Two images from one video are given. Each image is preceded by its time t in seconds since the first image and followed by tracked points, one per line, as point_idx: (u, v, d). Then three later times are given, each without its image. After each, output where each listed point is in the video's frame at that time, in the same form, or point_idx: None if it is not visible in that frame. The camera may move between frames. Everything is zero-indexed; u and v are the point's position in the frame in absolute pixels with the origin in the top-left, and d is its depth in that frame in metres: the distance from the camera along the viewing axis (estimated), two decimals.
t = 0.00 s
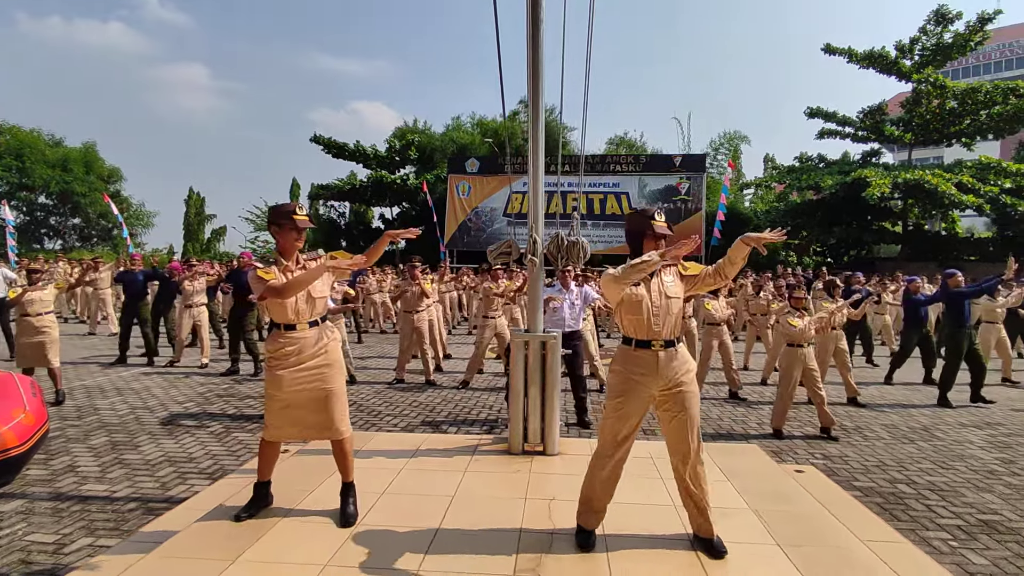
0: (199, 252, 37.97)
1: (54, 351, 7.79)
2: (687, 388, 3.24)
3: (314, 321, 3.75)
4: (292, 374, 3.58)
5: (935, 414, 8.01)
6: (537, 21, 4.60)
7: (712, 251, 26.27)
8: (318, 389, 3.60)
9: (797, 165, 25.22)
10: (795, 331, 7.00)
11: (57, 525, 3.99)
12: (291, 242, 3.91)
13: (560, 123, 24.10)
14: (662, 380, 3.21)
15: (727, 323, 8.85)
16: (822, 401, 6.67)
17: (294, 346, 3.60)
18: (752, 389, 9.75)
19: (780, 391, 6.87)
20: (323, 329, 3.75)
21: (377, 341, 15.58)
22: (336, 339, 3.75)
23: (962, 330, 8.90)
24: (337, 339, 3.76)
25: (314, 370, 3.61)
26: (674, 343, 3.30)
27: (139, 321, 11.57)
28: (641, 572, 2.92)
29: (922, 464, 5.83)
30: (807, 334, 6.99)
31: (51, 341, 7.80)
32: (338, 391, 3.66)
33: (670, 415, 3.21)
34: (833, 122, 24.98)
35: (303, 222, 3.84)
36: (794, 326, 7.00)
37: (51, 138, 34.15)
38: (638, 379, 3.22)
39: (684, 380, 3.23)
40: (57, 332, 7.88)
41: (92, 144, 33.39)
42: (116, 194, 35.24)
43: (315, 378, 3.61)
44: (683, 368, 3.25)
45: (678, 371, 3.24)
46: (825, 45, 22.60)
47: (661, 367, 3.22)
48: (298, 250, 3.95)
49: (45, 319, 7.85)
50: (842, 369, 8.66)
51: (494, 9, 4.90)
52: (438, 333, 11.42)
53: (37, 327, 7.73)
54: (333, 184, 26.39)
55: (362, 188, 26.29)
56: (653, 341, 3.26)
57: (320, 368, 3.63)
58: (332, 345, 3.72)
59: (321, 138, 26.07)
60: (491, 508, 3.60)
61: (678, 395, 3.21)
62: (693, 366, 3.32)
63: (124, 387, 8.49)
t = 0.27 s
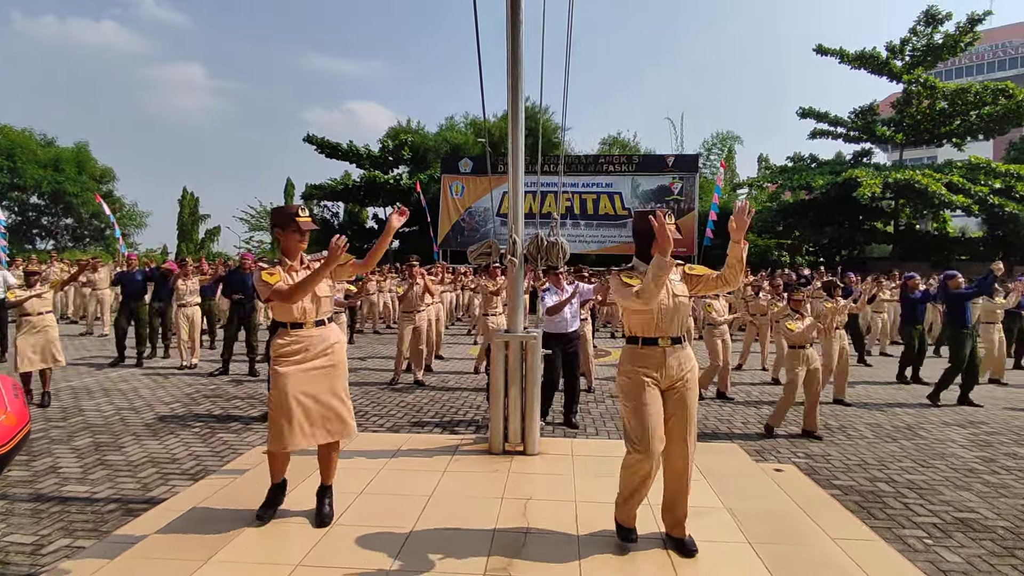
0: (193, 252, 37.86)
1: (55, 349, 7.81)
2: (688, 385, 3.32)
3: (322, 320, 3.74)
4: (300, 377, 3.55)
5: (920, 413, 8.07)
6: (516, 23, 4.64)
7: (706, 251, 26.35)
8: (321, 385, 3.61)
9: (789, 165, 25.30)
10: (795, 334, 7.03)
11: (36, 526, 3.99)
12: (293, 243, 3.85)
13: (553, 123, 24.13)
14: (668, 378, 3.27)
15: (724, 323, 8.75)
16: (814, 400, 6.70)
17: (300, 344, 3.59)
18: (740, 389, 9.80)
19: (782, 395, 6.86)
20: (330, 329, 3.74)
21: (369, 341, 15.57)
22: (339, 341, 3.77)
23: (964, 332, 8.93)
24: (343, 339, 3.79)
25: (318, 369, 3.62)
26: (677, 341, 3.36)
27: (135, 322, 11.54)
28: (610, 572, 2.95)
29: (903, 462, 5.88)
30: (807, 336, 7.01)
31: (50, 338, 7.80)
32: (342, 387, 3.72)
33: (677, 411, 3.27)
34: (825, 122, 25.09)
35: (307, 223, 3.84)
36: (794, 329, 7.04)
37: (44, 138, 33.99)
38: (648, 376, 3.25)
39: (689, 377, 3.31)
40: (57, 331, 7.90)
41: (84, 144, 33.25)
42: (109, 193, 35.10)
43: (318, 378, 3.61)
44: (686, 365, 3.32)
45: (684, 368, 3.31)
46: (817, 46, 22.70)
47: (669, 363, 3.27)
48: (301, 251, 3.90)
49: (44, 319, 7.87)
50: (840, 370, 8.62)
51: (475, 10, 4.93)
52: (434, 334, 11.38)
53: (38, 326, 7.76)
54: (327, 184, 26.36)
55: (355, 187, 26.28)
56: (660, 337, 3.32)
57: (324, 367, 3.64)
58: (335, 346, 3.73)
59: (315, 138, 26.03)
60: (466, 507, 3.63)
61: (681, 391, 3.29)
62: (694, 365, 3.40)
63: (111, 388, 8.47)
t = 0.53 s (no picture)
0: (188, 253, 37.75)
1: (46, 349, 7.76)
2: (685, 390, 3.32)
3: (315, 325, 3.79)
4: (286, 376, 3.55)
5: (909, 412, 8.12)
6: (504, 23, 4.65)
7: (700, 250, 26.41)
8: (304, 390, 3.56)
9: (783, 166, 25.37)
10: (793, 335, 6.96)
11: (21, 528, 3.98)
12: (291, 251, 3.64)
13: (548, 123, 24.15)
14: (664, 380, 3.27)
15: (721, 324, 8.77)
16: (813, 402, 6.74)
17: (289, 348, 3.61)
18: (732, 388, 9.84)
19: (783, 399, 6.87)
20: (321, 334, 3.80)
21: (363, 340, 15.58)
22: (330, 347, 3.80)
23: (963, 330, 9.10)
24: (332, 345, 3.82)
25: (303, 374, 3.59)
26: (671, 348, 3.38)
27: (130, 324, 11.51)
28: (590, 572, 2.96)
29: (890, 461, 5.91)
30: (804, 337, 6.97)
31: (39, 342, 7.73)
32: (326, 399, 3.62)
33: (674, 413, 3.23)
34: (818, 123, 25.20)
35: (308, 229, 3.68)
36: (792, 330, 6.95)
37: (36, 138, 33.82)
38: (642, 376, 3.25)
39: (683, 383, 3.32)
40: (48, 330, 7.86)
41: (77, 143, 33.10)
42: (102, 193, 34.96)
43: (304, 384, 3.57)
44: (681, 370, 3.33)
45: (679, 374, 3.32)
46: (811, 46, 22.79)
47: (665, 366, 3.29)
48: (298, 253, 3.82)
49: (35, 319, 7.82)
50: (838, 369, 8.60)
51: (461, 9, 4.94)
52: (432, 333, 11.38)
53: (29, 326, 7.71)
54: (321, 184, 26.33)
55: (350, 187, 26.28)
56: (658, 342, 3.35)
57: (309, 373, 3.61)
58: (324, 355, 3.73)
59: (309, 138, 25.98)
60: (452, 507, 3.64)
61: (678, 394, 3.28)
62: (688, 372, 3.41)
63: (102, 389, 8.44)
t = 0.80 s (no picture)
0: (182, 253, 37.63)
1: (37, 353, 7.64)
2: (687, 387, 3.30)
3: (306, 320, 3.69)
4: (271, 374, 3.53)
5: (896, 411, 8.16)
6: (486, 24, 4.65)
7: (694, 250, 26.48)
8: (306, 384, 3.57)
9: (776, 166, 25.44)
10: (797, 330, 7.05)
11: None
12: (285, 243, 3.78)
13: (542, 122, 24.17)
14: (663, 380, 3.26)
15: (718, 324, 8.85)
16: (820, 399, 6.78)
17: (280, 344, 3.55)
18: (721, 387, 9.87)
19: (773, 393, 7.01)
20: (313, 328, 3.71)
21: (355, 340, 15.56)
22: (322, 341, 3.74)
23: (958, 330, 8.99)
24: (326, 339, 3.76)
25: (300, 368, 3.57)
26: (671, 343, 3.34)
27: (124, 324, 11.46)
28: (563, 571, 2.97)
29: (875, 461, 5.94)
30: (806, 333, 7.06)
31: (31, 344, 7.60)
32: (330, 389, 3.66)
33: (674, 413, 3.26)
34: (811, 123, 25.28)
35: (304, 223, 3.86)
36: (795, 325, 7.04)
37: (28, 137, 33.63)
38: (639, 379, 3.27)
39: (683, 379, 3.30)
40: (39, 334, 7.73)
41: (70, 142, 32.92)
42: (95, 193, 34.82)
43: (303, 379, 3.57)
44: (682, 367, 3.30)
45: (679, 370, 3.30)
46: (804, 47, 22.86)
47: (663, 365, 3.27)
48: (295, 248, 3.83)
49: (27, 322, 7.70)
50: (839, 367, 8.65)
51: (445, 9, 4.94)
52: (430, 332, 11.39)
53: (20, 330, 7.59)
54: (314, 183, 26.28)
55: (343, 187, 26.24)
56: (655, 339, 3.31)
57: (306, 369, 3.59)
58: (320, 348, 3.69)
59: (302, 137, 25.94)
60: (431, 507, 3.64)
61: (677, 393, 3.27)
62: (691, 366, 3.37)
63: (89, 389, 8.40)
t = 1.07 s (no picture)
0: (175, 252, 37.48)
1: (38, 353, 7.60)
2: (704, 388, 3.31)
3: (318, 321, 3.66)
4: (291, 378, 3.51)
5: (884, 410, 8.20)
6: (470, 24, 4.65)
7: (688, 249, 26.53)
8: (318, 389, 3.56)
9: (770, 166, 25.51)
10: (799, 331, 7.12)
11: None
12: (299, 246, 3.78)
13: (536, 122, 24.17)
14: (680, 382, 3.27)
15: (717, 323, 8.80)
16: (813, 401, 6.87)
17: (293, 345, 3.54)
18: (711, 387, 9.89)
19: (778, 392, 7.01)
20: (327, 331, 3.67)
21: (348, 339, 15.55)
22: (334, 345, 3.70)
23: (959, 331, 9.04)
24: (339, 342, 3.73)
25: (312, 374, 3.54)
26: (690, 345, 3.34)
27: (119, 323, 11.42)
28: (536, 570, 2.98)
29: (859, 459, 5.97)
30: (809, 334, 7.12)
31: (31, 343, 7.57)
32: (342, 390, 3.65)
33: (691, 414, 3.27)
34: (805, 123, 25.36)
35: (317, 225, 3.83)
36: (797, 326, 7.11)
37: (21, 135, 33.50)
38: (658, 381, 3.26)
39: (701, 382, 3.30)
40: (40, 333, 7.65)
41: (63, 141, 32.78)
42: (88, 191, 34.67)
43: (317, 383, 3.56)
44: (700, 370, 3.30)
45: (698, 372, 3.30)
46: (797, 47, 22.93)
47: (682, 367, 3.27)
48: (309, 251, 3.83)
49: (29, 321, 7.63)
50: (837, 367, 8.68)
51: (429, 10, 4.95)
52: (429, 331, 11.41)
53: (21, 328, 7.51)
54: (308, 183, 26.23)
55: (338, 186, 26.20)
56: (673, 341, 3.30)
57: (319, 374, 3.56)
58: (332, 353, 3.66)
59: (296, 136, 25.88)
60: (410, 506, 3.65)
61: (695, 394, 3.28)
62: (709, 368, 3.38)
63: (76, 388, 8.37)
